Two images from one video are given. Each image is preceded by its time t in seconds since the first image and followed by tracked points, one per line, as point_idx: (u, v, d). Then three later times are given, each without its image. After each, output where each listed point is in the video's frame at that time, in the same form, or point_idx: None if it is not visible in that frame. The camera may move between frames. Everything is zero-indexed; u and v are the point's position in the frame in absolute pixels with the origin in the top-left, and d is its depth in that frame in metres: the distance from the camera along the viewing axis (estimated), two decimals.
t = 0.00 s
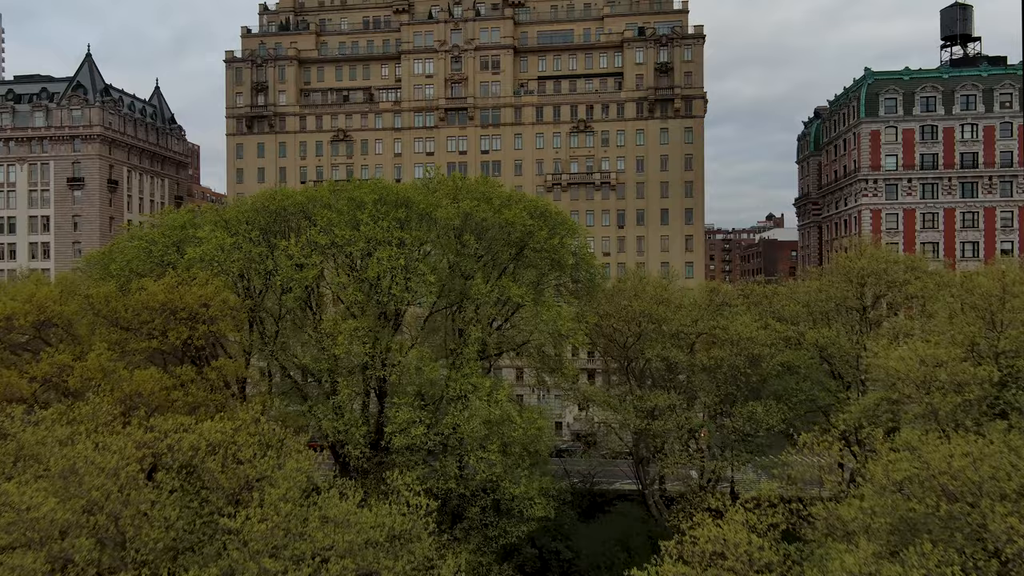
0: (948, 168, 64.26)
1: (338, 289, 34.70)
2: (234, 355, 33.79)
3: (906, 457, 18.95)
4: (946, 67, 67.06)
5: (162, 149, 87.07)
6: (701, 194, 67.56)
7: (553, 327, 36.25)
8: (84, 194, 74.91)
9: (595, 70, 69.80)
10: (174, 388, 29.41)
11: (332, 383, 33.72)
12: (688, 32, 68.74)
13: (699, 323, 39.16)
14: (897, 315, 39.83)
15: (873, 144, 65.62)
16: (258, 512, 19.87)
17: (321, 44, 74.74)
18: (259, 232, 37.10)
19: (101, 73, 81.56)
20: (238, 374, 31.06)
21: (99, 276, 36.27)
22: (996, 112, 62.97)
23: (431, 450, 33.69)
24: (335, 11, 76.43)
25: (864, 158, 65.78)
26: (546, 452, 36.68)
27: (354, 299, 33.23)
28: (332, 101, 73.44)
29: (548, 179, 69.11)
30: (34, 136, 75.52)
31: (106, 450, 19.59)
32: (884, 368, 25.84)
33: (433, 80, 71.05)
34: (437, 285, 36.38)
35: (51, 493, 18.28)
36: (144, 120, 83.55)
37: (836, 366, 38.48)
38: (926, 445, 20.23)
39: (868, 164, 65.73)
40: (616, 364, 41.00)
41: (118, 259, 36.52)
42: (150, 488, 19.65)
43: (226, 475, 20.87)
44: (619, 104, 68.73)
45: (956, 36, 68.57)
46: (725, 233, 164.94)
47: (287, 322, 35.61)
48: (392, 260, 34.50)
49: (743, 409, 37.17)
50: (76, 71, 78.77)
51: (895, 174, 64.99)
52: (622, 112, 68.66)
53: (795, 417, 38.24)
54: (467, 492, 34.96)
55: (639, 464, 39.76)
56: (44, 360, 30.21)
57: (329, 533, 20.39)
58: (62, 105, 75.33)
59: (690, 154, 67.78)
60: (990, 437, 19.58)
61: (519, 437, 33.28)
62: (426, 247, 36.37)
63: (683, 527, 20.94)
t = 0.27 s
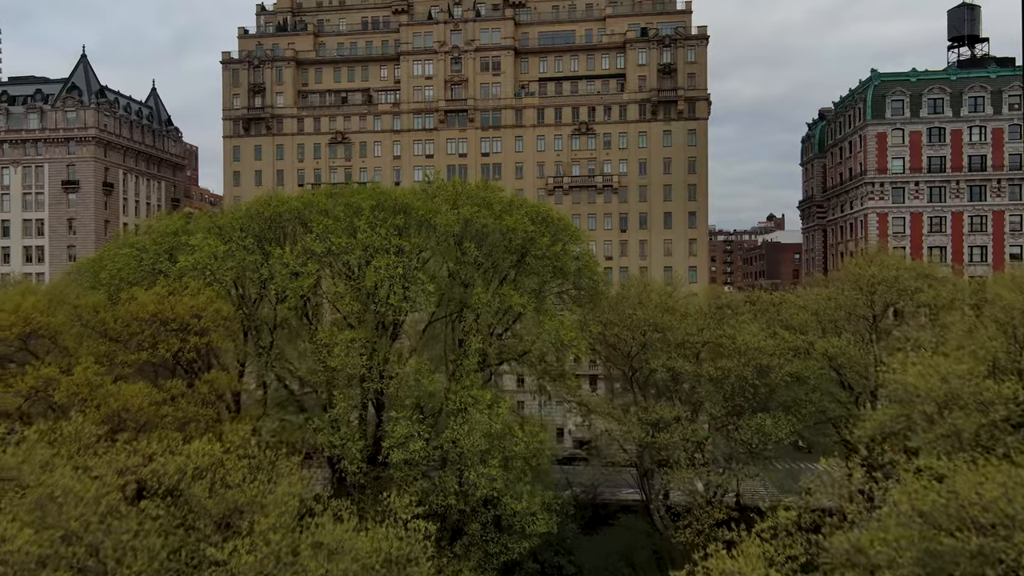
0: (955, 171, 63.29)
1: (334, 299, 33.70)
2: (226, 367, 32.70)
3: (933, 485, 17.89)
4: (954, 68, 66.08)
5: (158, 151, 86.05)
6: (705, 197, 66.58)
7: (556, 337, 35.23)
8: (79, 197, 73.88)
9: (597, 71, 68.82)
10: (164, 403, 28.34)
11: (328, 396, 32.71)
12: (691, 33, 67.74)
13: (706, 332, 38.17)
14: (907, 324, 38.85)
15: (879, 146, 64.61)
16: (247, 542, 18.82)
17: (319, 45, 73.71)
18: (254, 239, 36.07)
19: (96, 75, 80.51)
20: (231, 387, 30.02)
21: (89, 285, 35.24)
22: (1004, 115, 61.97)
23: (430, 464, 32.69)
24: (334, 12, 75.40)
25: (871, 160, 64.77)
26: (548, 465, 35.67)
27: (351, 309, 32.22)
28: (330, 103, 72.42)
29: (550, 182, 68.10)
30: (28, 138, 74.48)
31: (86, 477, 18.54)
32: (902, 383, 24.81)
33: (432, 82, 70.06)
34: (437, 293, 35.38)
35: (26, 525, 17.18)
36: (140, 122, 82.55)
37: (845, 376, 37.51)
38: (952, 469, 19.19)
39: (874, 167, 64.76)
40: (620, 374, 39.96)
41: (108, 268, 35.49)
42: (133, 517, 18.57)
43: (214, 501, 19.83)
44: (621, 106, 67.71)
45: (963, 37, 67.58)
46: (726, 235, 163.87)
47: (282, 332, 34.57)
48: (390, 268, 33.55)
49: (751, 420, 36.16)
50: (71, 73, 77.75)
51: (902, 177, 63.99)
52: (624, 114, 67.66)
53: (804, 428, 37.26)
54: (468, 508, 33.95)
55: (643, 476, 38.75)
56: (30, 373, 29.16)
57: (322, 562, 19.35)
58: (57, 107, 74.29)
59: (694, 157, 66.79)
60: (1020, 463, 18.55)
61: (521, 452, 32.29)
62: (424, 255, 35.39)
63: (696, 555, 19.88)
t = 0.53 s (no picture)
0: (963, 175, 62.24)
1: (330, 309, 32.70)
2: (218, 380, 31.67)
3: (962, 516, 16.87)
4: (961, 70, 65.09)
5: (155, 154, 85.07)
6: (709, 201, 65.59)
7: (559, 349, 34.23)
8: (74, 201, 72.90)
9: (599, 73, 67.82)
10: (153, 419, 27.35)
11: (323, 410, 31.72)
12: (695, 34, 66.75)
13: (712, 342, 37.12)
14: (920, 333, 37.83)
15: (886, 149, 63.59)
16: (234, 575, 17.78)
17: (317, 46, 72.70)
18: (248, 246, 35.06)
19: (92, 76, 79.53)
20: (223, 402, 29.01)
21: (78, 295, 34.26)
22: (1014, 117, 60.95)
23: (429, 480, 31.67)
24: (332, 12, 74.35)
25: (877, 163, 63.76)
26: (551, 480, 34.62)
27: (347, 321, 31.16)
28: (329, 105, 71.41)
29: (551, 186, 67.08)
30: (22, 141, 73.51)
31: (63, 504, 17.50)
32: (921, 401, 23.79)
33: (432, 84, 69.08)
34: (435, 303, 34.33)
35: None
36: (136, 124, 81.57)
37: (857, 387, 36.46)
38: (984, 499, 18.09)
39: (881, 170, 63.74)
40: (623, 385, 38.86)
41: (98, 277, 34.51)
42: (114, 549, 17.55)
43: (201, 530, 18.80)
44: (624, 108, 66.71)
45: (971, 38, 66.60)
46: (728, 237, 162.79)
47: (276, 343, 33.52)
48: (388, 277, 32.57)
49: (759, 433, 35.15)
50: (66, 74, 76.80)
51: (909, 180, 62.97)
52: (626, 116, 66.68)
53: (814, 441, 36.22)
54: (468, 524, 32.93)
55: (648, 490, 37.74)
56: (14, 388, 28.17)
57: None
58: (51, 109, 73.31)
59: (697, 160, 65.80)
60: None
61: (522, 467, 31.29)
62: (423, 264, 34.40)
63: None
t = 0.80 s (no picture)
0: (971, 179, 61.24)
1: (326, 321, 31.69)
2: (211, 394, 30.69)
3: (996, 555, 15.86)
4: (969, 72, 64.09)
5: (151, 156, 84.06)
6: (712, 205, 64.62)
7: (562, 361, 33.24)
8: (68, 205, 71.90)
9: (601, 75, 66.80)
10: (141, 437, 26.38)
11: (319, 425, 30.74)
12: (698, 35, 65.74)
13: (719, 353, 36.14)
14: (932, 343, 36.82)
15: (892, 152, 62.57)
16: None
17: (315, 48, 71.68)
18: (242, 255, 34.07)
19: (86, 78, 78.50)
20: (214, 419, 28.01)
21: (67, 306, 33.29)
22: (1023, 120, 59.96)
23: (428, 497, 30.68)
24: (330, 13, 73.28)
25: (884, 167, 62.76)
26: (553, 495, 33.64)
27: (344, 333, 30.16)
28: (327, 107, 70.39)
29: (552, 189, 66.08)
30: (16, 143, 72.48)
31: (37, 537, 16.44)
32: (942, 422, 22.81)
33: (431, 86, 68.08)
34: (434, 314, 33.36)
35: None
36: (132, 126, 80.56)
37: (868, 399, 35.48)
38: (1019, 534, 17.05)
39: (888, 174, 62.74)
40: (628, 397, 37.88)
41: (87, 287, 33.52)
42: None
43: (186, 564, 17.79)
44: (626, 110, 65.71)
45: (979, 39, 65.60)
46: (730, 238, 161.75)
47: (270, 355, 32.53)
48: (386, 287, 31.58)
49: (768, 448, 34.14)
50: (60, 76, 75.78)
51: (917, 184, 61.95)
52: (629, 119, 65.69)
53: (824, 455, 35.21)
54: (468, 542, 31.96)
55: (653, 504, 36.77)
56: None
57: None
58: (45, 112, 72.28)
59: (701, 163, 64.82)
60: None
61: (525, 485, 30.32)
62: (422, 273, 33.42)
63: None
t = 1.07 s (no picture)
0: (980, 183, 60.26)
1: (321, 334, 30.68)
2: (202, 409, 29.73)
3: None
4: (977, 74, 63.15)
5: (148, 159, 83.12)
6: (716, 209, 63.64)
7: (565, 373, 32.26)
8: (63, 208, 70.96)
9: (603, 77, 65.82)
10: (128, 456, 25.42)
11: (315, 441, 29.78)
12: (702, 37, 64.79)
13: (726, 365, 35.15)
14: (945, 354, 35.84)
15: (899, 155, 61.59)
16: None
17: (313, 50, 70.72)
18: (235, 264, 33.16)
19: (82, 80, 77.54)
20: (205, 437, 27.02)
21: (55, 317, 32.31)
22: None
23: (427, 516, 29.69)
24: (328, 15, 72.31)
25: (890, 171, 61.79)
26: (556, 512, 32.66)
27: (339, 346, 29.17)
28: (325, 109, 69.44)
29: (554, 193, 65.09)
30: (10, 146, 71.53)
31: None
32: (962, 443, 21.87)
33: (431, 88, 67.13)
34: (433, 325, 32.36)
35: None
36: (128, 129, 79.60)
37: (879, 413, 34.48)
38: None
39: (894, 178, 61.78)
40: (632, 409, 36.86)
41: (76, 298, 32.57)
42: None
43: None
44: (629, 113, 64.75)
45: (987, 41, 64.65)
46: (732, 240, 160.68)
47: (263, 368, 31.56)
48: (383, 298, 30.60)
49: (777, 463, 33.13)
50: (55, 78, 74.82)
51: (924, 188, 60.97)
52: (631, 122, 64.73)
53: (834, 470, 34.20)
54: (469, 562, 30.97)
55: (658, 520, 35.82)
56: None
57: None
58: (40, 114, 71.32)
59: (705, 167, 63.82)
60: None
61: (527, 503, 29.35)
62: (420, 284, 32.45)
63: None
